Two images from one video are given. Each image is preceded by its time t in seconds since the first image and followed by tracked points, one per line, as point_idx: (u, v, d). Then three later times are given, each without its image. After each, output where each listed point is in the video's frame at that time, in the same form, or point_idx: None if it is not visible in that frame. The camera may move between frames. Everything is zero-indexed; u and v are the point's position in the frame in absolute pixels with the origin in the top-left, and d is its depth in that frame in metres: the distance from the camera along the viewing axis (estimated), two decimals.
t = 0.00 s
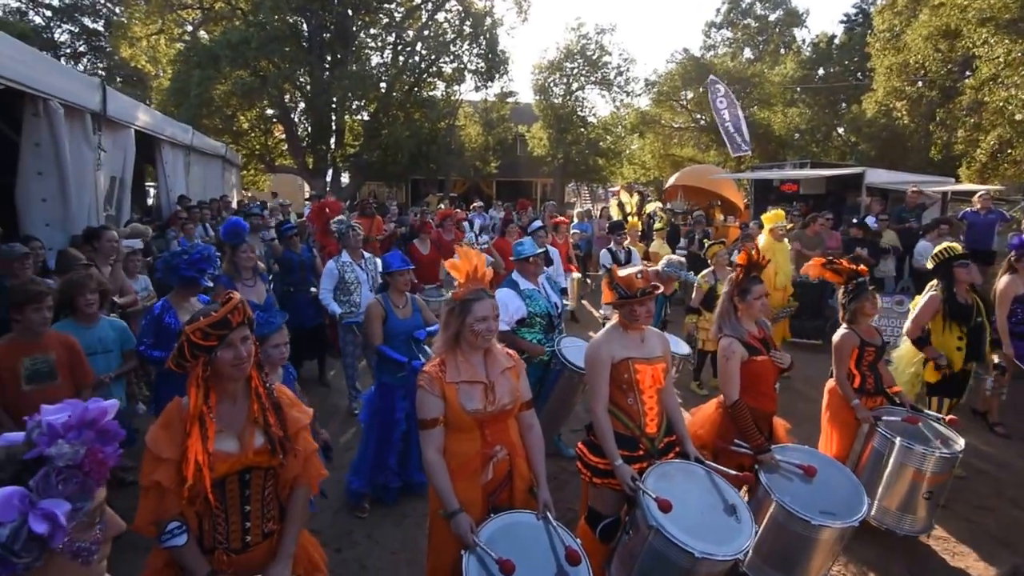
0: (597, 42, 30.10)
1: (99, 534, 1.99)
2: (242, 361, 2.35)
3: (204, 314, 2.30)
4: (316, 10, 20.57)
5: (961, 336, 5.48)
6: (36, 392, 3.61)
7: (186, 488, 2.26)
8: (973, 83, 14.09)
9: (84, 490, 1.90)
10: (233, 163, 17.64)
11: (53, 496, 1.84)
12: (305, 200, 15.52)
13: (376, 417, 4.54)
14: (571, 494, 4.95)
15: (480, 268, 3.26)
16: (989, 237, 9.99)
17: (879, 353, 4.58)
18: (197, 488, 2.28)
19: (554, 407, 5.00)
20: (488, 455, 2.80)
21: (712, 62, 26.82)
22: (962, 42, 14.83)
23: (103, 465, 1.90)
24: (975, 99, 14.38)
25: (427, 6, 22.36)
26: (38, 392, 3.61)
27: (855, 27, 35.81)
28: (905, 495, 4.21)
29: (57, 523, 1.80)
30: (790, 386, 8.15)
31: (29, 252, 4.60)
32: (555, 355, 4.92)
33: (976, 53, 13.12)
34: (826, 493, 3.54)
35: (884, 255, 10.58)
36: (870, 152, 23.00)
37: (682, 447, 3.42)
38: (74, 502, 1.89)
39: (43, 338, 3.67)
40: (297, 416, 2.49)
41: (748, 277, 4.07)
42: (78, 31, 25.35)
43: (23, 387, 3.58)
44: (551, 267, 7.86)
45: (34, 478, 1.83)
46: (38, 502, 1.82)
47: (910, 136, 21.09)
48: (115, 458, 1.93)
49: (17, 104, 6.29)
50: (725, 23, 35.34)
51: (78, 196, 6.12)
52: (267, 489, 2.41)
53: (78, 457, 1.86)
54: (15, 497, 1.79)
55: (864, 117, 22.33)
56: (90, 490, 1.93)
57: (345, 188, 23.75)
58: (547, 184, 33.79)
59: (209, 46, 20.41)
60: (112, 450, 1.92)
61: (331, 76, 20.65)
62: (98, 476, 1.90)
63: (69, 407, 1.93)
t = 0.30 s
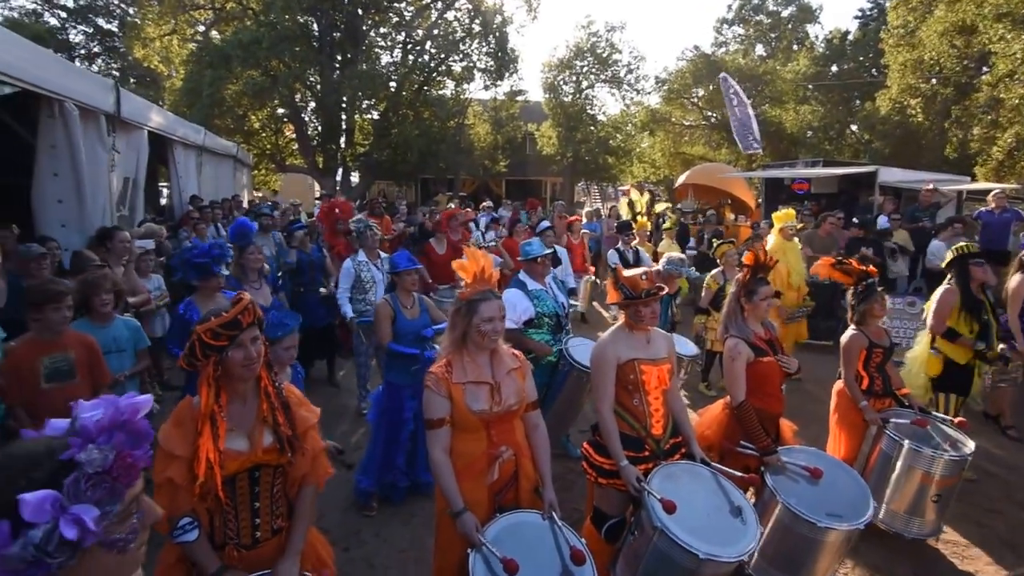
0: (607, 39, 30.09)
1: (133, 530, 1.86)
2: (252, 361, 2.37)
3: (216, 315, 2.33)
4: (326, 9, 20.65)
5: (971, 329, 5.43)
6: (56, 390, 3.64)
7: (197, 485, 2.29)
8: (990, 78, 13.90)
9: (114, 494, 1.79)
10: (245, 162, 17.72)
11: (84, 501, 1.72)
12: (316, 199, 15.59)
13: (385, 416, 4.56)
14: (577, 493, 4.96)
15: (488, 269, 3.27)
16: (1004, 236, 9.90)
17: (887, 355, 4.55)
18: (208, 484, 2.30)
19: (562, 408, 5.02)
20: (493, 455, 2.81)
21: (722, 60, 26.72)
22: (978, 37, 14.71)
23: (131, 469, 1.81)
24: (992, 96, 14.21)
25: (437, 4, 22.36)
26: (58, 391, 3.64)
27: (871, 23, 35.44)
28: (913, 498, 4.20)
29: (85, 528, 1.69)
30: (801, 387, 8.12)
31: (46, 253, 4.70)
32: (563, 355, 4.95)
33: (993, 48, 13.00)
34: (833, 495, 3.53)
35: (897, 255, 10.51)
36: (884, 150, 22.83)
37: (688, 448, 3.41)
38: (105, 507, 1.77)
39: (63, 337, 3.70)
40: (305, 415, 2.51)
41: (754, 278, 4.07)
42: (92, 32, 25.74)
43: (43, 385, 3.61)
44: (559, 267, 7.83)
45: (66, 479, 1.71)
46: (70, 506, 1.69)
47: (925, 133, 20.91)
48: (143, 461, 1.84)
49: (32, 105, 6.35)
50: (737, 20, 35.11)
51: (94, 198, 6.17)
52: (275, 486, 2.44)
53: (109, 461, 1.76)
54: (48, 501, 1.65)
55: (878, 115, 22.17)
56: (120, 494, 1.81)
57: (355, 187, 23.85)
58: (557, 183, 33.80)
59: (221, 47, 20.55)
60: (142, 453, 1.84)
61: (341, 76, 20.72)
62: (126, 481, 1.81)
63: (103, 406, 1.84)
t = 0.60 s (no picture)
0: (617, 37, 30.05)
1: (169, 531, 1.77)
2: (263, 360, 2.40)
3: (228, 316, 2.36)
4: (336, 9, 20.72)
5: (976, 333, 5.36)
6: (77, 389, 3.70)
7: (209, 481, 2.32)
8: (1009, 73, 13.69)
9: (154, 500, 1.68)
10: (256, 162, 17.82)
11: (125, 507, 1.61)
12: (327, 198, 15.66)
13: (393, 416, 4.59)
14: (585, 493, 4.97)
15: (497, 270, 3.29)
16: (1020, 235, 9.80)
17: (897, 356, 4.54)
18: (220, 481, 2.33)
19: (570, 409, 5.04)
20: (500, 455, 2.83)
21: (734, 56, 26.59)
22: (996, 31, 14.86)
23: (171, 474, 1.70)
24: (1010, 92, 14.03)
25: (447, 2, 22.36)
26: (79, 389, 3.70)
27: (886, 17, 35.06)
28: (922, 500, 4.19)
29: (128, 535, 1.59)
30: (811, 389, 8.10)
31: (62, 253, 4.78)
32: (570, 353, 4.96)
33: (1011, 44, 12.84)
34: (840, 496, 3.53)
35: (908, 255, 10.43)
36: (898, 148, 22.68)
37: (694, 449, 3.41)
38: (145, 513, 1.66)
39: (83, 336, 3.74)
40: (314, 414, 2.54)
41: (763, 279, 4.07)
42: (106, 33, 26.03)
43: (65, 383, 3.67)
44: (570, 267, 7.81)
45: (108, 485, 1.60)
46: (112, 512, 1.58)
47: (940, 130, 20.73)
48: (181, 466, 1.73)
49: (48, 107, 6.42)
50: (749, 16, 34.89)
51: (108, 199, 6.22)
52: (284, 484, 2.46)
53: (149, 467, 1.64)
54: (91, 507, 1.55)
55: (891, 112, 22.02)
56: (160, 499, 1.70)
57: (365, 186, 23.96)
58: (566, 182, 33.82)
59: (232, 47, 20.66)
60: (181, 458, 1.73)
61: (352, 75, 20.81)
62: (167, 485, 1.70)
63: (140, 408, 1.75)
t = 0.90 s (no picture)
0: (628, 34, 29.96)
1: (200, 537, 1.79)
2: (275, 360, 2.43)
3: (240, 316, 2.39)
4: (347, 8, 20.77)
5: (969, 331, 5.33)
6: (93, 389, 3.74)
7: (222, 480, 2.35)
8: None
9: (185, 506, 1.72)
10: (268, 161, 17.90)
11: (156, 515, 1.66)
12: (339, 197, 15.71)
13: (403, 416, 4.61)
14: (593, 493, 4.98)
15: (507, 270, 3.31)
16: None
17: (907, 358, 4.52)
18: (232, 480, 2.36)
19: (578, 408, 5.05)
20: (507, 455, 2.85)
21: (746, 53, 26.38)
22: (1016, 26, 14.32)
23: (200, 479, 1.74)
24: None
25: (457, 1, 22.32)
26: (96, 390, 3.74)
27: (902, 11, 34.66)
28: (931, 502, 4.18)
29: (160, 542, 1.63)
30: (821, 390, 8.07)
31: (79, 254, 4.84)
32: (579, 354, 4.97)
33: None
34: (847, 498, 3.53)
35: (921, 255, 10.35)
36: (913, 145, 22.48)
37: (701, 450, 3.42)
38: (176, 519, 1.70)
39: (95, 337, 3.79)
40: (323, 414, 2.56)
41: (771, 278, 4.06)
42: (120, 33, 26.33)
43: (83, 384, 3.71)
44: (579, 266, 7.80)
45: (137, 494, 1.64)
46: (142, 521, 1.63)
47: (956, 127, 20.52)
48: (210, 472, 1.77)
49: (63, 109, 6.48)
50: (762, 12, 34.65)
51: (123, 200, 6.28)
52: (294, 482, 2.48)
53: (177, 474, 1.68)
54: (121, 516, 1.59)
55: (907, 109, 21.80)
56: (190, 506, 1.74)
57: (375, 185, 24.06)
58: (576, 181, 33.79)
59: (244, 47, 20.74)
60: (207, 464, 1.76)
61: (362, 75, 20.86)
62: (196, 491, 1.73)
63: (164, 414, 1.78)
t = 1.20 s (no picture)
0: (637, 31, 29.88)
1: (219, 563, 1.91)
2: (284, 360, 2.46)
3: (250, 318, 2.42)
4: (356, 7, 20.81)
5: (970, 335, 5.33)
6: (100, 391, 3.78)
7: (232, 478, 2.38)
8: None
9: (184, 539, 1.77)
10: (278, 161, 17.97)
11: (151, 546, 1.71)
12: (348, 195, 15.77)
13: (410, 415, 4.64)
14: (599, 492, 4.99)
15: (515, 272, 3.32)
16: None
17: (917, 359, 4.51)
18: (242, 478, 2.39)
19: (585, 408, 5.06)
20: (512, 455, 2.87)
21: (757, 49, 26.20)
22: None
23: (206, 510, 1.80)
24: None
25: None
26: (103, 392, 3.78)
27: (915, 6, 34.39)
28: (939, 504, 4.17)
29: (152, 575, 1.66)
30: (828, 390, 8.05)
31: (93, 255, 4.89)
32: (587, 352, 4.96)
33: None
34: (853, 499, 3.52)
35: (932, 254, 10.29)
36: (925, 142, 22.31)
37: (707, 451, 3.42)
38: (172, 553, 1.74)
39: (96, 341, 3.83)
40: (331, 413, 2.57)
41: (778, 279, 4.05)
42: (132, 34, 26.58)
43: (91, 387, 3.75)
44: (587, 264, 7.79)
45: (138, 521, 1.73)
46: (138, 550, 1.68)
47: (969, 124, 20.34)
48: (218, 503, 1.83)
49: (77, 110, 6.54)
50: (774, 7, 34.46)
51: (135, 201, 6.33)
52: (302, 480, 2.51)
53: (177, 504, 1.75)
54: (119, 543, 1.66)
55: (920, 106, 21.62)
56: (192, 539, 1.79)
57: (384, 183, 24.12)
58: (584, 179, 33.74)
59: (254, 47, 20.81)
60: (215, 495, 1.81)
61: (371, 74, 20.91)
62: (199, 523, 1.79)
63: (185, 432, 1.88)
